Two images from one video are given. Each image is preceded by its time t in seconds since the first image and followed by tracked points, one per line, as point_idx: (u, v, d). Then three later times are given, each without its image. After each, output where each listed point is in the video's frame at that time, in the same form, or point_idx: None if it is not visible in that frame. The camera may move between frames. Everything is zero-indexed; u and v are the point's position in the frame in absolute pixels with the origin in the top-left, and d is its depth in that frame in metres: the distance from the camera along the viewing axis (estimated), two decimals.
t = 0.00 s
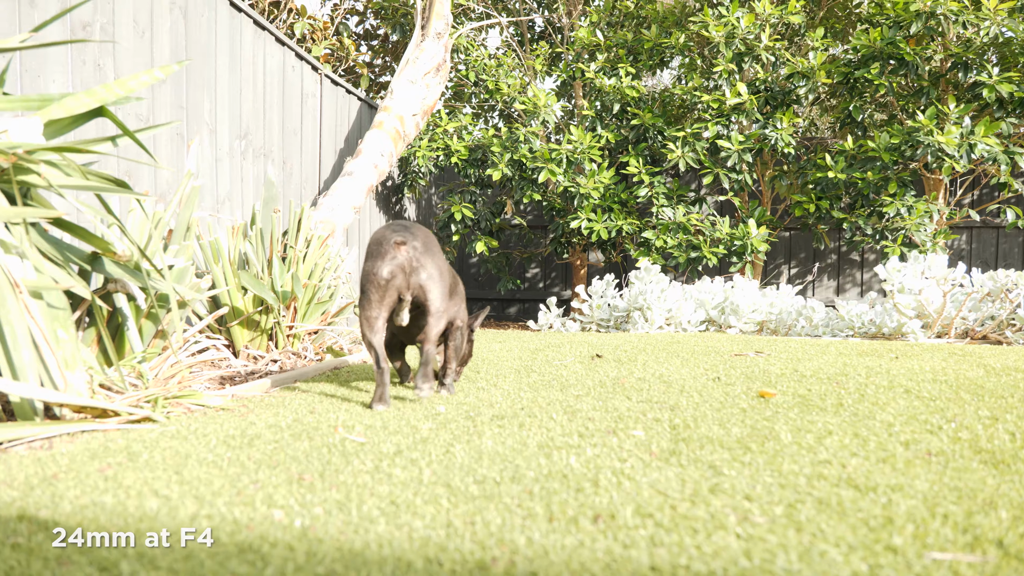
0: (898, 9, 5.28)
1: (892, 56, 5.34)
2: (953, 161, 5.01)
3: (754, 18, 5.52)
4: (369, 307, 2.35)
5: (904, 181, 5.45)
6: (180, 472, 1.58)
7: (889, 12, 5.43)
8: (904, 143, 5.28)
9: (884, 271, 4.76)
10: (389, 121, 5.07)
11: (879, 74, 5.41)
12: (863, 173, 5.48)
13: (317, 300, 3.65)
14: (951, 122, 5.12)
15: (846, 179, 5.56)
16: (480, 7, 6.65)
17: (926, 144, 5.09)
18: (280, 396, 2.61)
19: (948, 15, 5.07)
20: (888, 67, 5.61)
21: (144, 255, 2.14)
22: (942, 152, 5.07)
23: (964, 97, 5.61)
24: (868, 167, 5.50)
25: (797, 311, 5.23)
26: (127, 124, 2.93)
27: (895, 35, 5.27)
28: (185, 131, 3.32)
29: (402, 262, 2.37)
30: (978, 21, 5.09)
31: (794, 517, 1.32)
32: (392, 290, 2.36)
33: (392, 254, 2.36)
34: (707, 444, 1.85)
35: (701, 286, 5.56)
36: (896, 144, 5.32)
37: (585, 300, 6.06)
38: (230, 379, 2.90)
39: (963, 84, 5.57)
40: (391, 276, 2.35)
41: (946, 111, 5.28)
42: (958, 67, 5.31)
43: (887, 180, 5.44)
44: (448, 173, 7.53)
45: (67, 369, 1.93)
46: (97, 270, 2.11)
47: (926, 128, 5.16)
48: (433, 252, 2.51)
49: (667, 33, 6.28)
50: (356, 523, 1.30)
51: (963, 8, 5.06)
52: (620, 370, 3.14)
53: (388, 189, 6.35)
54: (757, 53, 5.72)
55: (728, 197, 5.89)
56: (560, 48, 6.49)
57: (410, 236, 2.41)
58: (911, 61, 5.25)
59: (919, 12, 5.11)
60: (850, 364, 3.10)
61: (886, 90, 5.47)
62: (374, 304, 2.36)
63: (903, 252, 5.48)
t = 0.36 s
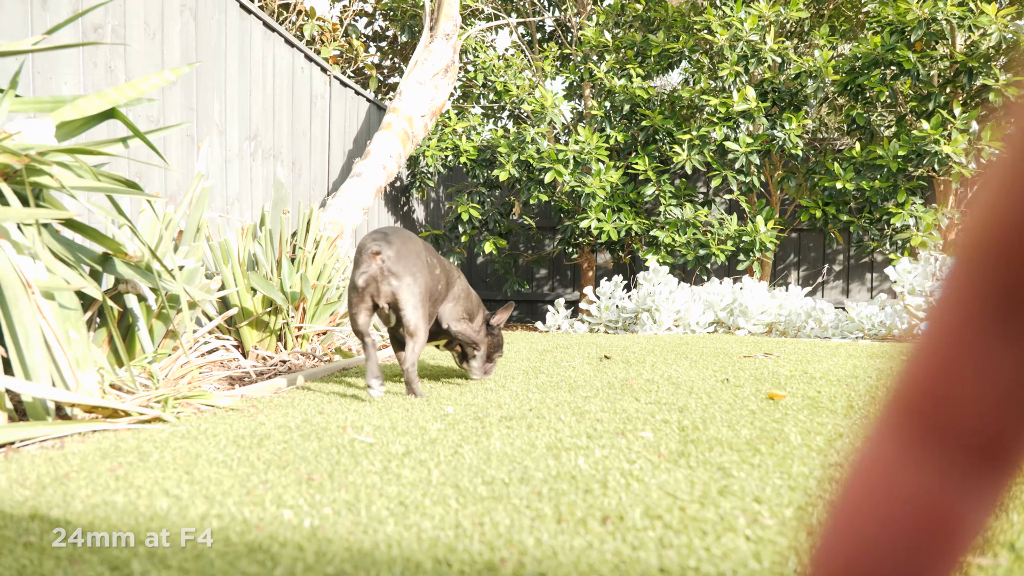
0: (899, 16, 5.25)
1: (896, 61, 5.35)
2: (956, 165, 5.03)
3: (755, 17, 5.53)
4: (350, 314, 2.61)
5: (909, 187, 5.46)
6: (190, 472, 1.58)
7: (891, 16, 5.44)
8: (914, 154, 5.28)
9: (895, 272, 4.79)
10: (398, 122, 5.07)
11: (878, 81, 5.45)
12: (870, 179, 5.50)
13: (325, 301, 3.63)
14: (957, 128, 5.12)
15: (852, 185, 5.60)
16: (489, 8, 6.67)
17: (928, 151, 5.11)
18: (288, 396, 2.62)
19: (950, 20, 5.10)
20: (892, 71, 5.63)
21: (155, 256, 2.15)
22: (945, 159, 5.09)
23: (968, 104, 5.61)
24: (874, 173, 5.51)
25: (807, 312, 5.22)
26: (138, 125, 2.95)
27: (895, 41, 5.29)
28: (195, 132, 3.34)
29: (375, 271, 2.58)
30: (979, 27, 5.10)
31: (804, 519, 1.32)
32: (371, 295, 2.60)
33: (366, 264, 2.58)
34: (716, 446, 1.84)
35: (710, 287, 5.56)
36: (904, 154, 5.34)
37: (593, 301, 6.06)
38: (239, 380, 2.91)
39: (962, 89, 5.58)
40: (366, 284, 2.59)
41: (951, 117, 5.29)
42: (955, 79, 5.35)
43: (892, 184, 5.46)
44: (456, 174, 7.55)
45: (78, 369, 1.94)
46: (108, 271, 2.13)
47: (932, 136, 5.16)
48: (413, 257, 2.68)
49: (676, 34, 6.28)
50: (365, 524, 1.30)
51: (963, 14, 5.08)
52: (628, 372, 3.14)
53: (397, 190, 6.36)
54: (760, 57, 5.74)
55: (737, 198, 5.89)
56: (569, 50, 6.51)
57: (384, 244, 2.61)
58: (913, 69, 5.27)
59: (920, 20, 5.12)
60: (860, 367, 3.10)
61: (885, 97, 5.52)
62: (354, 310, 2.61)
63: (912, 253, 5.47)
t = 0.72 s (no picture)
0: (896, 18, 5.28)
1: (896, 62, 5.35)
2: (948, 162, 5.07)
3: (758, 18, 5.52)
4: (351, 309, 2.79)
5: (909, 186, 5.47)
6: (195, 471, 1.59)
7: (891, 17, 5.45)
8: (913, 153, 5.28)
9: (898, 271, 4.78)
10: (401, 122, 5.08)
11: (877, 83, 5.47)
12: (872, 180, 5.51)
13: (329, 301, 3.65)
14: (956, 128, 5.13)
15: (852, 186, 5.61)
16: (492, 8, 6.67)
17: (927, 153, 5.13)
18: (293, 396, 2.63)
19: (946, 22, 5.12)
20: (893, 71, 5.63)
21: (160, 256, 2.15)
22: (945, 160, 5.11)
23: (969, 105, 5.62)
24: (874, 174, 5.52)
25: (811, 312, 5.19)
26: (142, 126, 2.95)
27: (893, 42, 5.30)
28: (199, 133, 3.35)
29: (370, 269, 2.73)
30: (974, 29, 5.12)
31: (808, 518, 1.32)
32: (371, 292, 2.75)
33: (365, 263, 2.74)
34: (720, 446, 1.84)
35: (714, 287, 5.56)
36: (902, 153, 5.35)
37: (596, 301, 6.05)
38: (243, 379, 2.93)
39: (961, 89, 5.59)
40: (364, 281, 2.75)
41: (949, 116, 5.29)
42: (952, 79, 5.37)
43: (892, 185, 5.48)
44: (459, 174, 7.55)
45: (84, 369, 1.94)
46: (113, 271, 2.14)
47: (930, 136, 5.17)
48: (410, 254, 2.79)
49: (678, 34, 6.28)
50: (369, 524, 1.30)
51: (959, 15, 5.11)
52: (632, 371, 3.14)
53: (400, 190, 6.37)
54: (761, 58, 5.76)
55: (741, 198, 5.88)
56: (572, 50, 6.51)
57: (382, 243, 2.73)
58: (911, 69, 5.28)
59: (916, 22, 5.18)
60: (865, 366, 3.10)
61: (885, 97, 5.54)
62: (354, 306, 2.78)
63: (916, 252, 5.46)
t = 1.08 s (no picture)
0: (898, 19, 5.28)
1: (898, 63, 5.34)
2: (957, 163, 5.06)
3: (764, 18, 5.51)
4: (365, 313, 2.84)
5: (913, 188, 5.46)
6: (198, 471, 1.59)
7: (894, 18, 5.45)
8: (916, 154, 5.27)
9: (902, 273, 4.78)
10: (405, 122, 5.09)
11: (881, 83, 5.46)
12: (876, 182, 5.51)
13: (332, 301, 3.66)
14: (959, 128, 5.13)
15: (856, 188, 5.61)
16: (496, 9, 6.68)
17: (933, 153, 5.12)
18: (296, 396, 2.63)
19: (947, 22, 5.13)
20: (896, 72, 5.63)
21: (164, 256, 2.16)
22: (947, 161, 5.11)
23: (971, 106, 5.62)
24: (879, 175, 5.51)
25: (815, 313, 5.17)
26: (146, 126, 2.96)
27: (896, 43, 5.30)
28: (203, 133, 3.36)
29: (386, 277, 2.77)
30: (974, 30, 5.12)
31: (811, 520, 1.31)
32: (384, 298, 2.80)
33: (380, 271, 2.78)
34: (723, 447, 1.84)
35: (717, 288, 5.56)
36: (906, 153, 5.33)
37: (599, 302, 6.05)
38: (246, 379, 2.93)
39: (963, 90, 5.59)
40: (378, 287, 2.79)
41: (953, 116, 5.28)
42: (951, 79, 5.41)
43: (896, 186, 5.47)
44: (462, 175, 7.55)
45: (87, 369, 1.95)
46: (117, 271, 2.15)
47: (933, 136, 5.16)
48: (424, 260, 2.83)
49: (682, 34, 6.27)
50: (372, 524, 1.30)
51: (961, 15, 5.11)
52: (635, 372, 3.14)
53: (404, 190, 6.37)
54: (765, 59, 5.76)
55: (745, 199, 5.87)
56: (575, 51, 6.52)
57: (397, 251, 2.77)
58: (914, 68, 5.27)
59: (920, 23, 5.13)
60: (868, 368, 3.11)
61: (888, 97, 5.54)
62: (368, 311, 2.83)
63: (921, 254, 5.46)
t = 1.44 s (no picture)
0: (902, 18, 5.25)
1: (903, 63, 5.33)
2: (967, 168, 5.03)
3: (771, 19, 5.50)
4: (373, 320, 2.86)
5: (918, 190, 5.44)
6: (201, 471, 1.59)
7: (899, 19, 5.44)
8: (922, 156, 5.24)
9: (906, 276, 4.77)
10: (409, 123, 5.09)
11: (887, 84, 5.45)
12: (882, 184, 5.49)
13: (336, 302, 3.67)
14: (965, 130, 5.11)
15: (862, 190, 5.59)
16: (500, 10, 6.68)
17: (941, 154, 5.10)
18: (299, 396, 2.64)
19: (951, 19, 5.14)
20: (902, 74, 5.61)
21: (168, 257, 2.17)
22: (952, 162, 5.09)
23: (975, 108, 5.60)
24: (884, 176, 5.49)
25: (818, 316, 5.09)
26: (151, 127, 2.97)
27: (899, 43, 5.29)
28: (208, 134, 3.37)
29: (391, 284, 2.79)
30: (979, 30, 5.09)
31: (814, 523, 1.31)
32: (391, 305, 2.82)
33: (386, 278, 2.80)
34: (726, 449, 1.83)
35: (721, 290, 5.55)
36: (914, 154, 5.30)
37: (602, 303, 6.05)
38: (249, 380, 2.93)
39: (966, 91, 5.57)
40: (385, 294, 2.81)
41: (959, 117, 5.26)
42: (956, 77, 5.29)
43: (902, 188, 5.46)
44: (465, 176, 7.55)
45: (91, 369, 1.95)
46: (122, 271, 2.16)
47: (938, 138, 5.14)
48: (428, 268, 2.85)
49: (687, 35, 6.26)
50: (374, 525, 1.30)
51: (967, 14, 5.09)
52: (637, 374, 3.13)
53: (407, 191, 6.37)
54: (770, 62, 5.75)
55: (749, 200, 5.86)
56: (580, 52, 6.51)
57: (402, 258, 2.79)
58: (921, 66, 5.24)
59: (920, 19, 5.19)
60: (873, 371, 3.11)
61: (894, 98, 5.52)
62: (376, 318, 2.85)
63: (927, 257, 5.44)
